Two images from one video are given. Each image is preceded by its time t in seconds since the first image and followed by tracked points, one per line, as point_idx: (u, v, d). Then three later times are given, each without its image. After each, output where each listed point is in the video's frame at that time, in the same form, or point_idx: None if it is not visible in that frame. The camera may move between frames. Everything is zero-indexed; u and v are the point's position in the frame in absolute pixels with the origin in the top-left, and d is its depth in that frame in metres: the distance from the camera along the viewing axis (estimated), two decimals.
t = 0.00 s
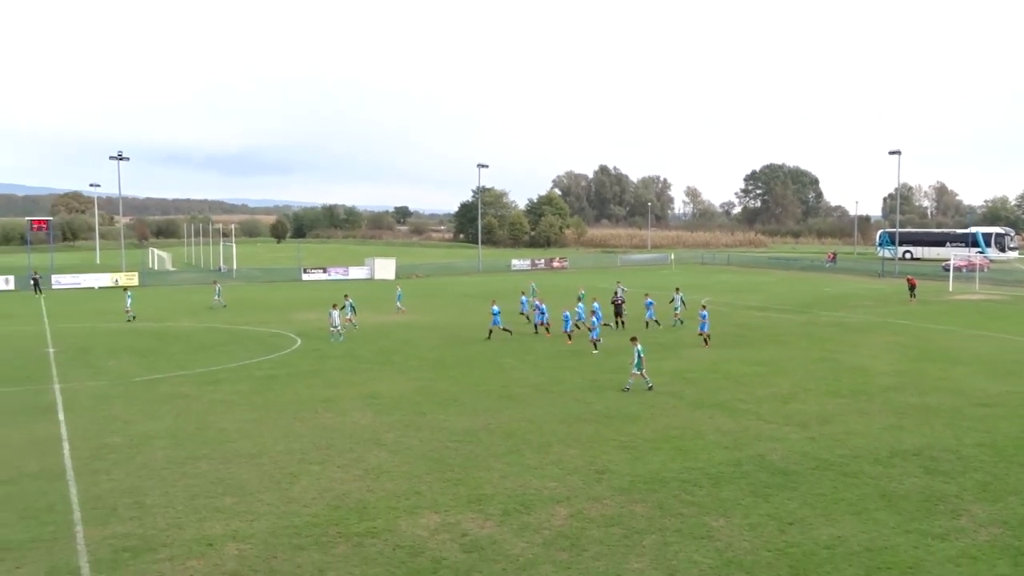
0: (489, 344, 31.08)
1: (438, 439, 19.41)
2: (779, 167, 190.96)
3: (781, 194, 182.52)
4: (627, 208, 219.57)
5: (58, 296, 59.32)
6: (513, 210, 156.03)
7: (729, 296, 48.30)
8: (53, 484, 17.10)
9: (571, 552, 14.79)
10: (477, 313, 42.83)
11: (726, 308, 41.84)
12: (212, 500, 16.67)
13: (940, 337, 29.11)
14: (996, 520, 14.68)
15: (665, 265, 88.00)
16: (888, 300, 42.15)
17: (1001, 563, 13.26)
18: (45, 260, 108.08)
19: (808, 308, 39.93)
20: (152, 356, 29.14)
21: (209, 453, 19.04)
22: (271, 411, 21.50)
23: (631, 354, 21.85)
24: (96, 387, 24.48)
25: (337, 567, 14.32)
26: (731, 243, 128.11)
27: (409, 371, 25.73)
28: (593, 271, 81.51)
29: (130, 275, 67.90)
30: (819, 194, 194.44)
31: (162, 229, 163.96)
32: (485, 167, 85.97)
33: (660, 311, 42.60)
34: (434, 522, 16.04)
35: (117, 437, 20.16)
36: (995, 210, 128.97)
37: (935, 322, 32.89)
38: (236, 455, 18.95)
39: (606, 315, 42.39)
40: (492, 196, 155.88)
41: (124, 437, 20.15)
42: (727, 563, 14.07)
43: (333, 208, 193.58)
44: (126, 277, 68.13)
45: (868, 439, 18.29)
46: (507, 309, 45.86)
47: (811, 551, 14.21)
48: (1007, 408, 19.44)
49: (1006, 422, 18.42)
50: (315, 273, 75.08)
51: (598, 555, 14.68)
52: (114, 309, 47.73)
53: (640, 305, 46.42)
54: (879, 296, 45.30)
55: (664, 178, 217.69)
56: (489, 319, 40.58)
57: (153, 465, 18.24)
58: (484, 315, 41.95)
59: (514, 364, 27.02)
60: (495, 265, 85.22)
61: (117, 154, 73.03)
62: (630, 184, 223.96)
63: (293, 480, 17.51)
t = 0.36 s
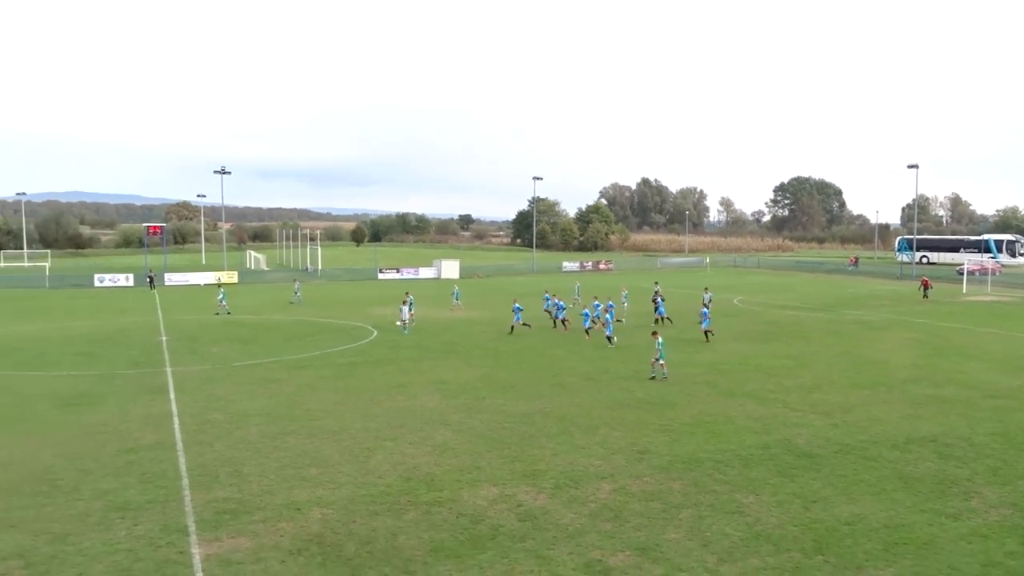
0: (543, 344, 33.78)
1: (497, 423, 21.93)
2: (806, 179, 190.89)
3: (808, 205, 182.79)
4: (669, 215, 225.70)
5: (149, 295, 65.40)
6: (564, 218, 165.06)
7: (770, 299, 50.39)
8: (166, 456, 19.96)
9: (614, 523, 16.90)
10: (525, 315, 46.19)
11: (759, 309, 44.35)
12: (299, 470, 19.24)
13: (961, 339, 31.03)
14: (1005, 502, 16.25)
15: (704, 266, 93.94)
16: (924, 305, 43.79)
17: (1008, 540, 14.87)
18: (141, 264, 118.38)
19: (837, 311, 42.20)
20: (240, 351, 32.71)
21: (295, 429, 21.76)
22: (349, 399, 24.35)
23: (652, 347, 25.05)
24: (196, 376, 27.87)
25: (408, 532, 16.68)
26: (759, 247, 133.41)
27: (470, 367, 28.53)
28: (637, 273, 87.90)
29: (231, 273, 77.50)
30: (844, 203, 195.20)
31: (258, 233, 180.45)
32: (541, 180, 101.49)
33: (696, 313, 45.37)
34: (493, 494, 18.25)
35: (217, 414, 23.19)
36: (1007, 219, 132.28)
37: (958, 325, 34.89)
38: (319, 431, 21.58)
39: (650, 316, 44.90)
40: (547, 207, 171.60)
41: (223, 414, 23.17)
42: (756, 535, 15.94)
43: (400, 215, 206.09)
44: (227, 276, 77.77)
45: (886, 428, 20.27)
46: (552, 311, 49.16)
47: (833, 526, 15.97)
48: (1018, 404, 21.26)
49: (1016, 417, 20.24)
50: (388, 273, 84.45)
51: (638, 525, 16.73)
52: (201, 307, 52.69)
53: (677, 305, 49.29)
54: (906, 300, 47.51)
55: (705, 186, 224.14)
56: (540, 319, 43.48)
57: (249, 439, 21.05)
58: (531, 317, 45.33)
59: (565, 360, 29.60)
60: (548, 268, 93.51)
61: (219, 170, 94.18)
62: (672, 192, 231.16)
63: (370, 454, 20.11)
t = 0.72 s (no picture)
0: (583, 338, 34.20)
1: (539, 417, 22.37)
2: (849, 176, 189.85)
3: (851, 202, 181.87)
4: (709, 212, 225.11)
5: (201, 287, 67.58)
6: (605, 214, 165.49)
7: (812, 296, 50.17)
8: (220, 442, 20.74)
9: (654, 516, 17.14)
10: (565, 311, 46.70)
11: (799, 307, 44.26)
12: (346, 458, 19.82)
13: (1007, 337, 30.66)
14: None
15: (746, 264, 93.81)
16: (971, 303, 43.25)
17: None
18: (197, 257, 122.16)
19: (880, 308, 41.87)
20: (288, 343, 33.78)
21: (343, 418, 22.42)
22: (394, 391, 25.03)
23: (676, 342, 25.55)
24: (247, 366, 28.85)
25: (451, 520, 17.11)
26: (801, 245, 134.17)
27: (512, 361, 29.09)
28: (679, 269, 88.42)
29: (282, 268, 80.35)
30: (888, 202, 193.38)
31: (306, 229, 184.50)
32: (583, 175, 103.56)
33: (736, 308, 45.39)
34: (535, 485, 18.60)
35: (268, 402, 24.01)
36: None
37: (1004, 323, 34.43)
38: (365, 421, 22.20)
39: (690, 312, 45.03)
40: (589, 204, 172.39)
41: (274, 402, 23.99)
42: (797, 531, 16.04)
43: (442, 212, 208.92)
44: (277, 270, 80.39)
45: (928, 426, 20.25)
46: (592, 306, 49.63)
47: (875, 523, 16.01)
48: None
49: None
50: (433, 268, 85.68)
51: (679, 518, 16.95)
52: (250, 300, 54.35)
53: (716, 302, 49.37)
54: (951, 297, 46.92)
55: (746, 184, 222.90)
56: (580, 315, 43.93)
57: (299, 427, 21.78)
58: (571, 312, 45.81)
59: (605, 355, 29.97)
60: (589, 264, 94.17)
61: (273, 168, 98.18)
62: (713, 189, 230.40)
63: (414, 444, 20.66)
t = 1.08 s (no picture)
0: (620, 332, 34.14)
1: (577, 410, 22.39)
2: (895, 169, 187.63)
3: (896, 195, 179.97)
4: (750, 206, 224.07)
5: (243, 280, 68.96)
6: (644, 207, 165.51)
7: (856, 290, 49.47)
8: (262, 432, 21.12)
9: (693, 511, 17.04)
10: (602, 304, 46.72)
11: (840, 301, 43.67)
12: (386, 450, 20.04)
13: None
14: None
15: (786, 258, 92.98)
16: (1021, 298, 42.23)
17: None
18: (242, 250, 124.79)
19: (926, 302, 41.08)
20: (328, 335, 34.30)
21: (382, 410, 22.68)
22: (433, 384, 25.27)
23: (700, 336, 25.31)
24: (288, 358, 29.35)
25: (489, 512, 17.18)
26: (845, 239, 133.95)
27: (550, 354, 29.15)
28: (719, 263, 88.15)
29: (322, 261, 81.33)
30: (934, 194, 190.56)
31: (346, 222, 186.77)
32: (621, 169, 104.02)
33: (776, 301, 44.95)
34: (573, 478, 18.61)
35: (309, 393, 24.39)
36: None
37: None
38: (405, 413, 22.43)
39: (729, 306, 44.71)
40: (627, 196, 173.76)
41: (315, 394, 24.37)
42: (839, 528, 15.82)
43: (481, 205, 210.49)
44: (318, 264, 81.43)
45: (975, 423, 19.86)
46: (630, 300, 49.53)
47: (921, 522, 15.71)
48: None
49: None
50: (471, 261, 86.31)
51: (718, 514, 16.83)
52: (291, 292, 55.20)
53: (756, 296, 49.01)
54: (1000, 292, 45.87)
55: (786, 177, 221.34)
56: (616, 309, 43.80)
57: (340, 418, 22.08)
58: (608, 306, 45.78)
59: (643, 349, 29.89)
60: (627, 257, 94.10)
61: (315, 164, 99.64)
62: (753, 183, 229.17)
63: (453, 436, 20.83)
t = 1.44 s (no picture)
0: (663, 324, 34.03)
1: (620, 401, 22.37)
2: (950, 158, 184.06)
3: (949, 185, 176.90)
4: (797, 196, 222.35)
5: (289, 270, 70.17)
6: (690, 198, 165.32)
7: (906, 282, 48.58)
8: (309, 419, 21.43)
9: (738, 503, 16.88)
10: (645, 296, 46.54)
11: (889, 293, 42.82)
12: (429, 438, 20.20)
13: None
14: None
15: (834, 249, 91.68)
16: None
17: None
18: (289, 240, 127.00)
19: (979, 295, 40.09)
20: (373, 324, 34.73)
21: (426, 399, 22.89)
22: (477, 373, 25.46)
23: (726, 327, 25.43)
24: (334, 346, 29.77)
25: (533, 501, 17.21)
26: (894, 232, 132.73)
27: (593, 345, 29.14)
28: (767, 254, 87.58)
29: (365, 252, 82.31)
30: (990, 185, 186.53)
31: (390, 212, 189.02)
32: (666, 159, 104.03)
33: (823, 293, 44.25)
34: (616, 469, 18.57)
35: (355, 381, 24.72)
36: None
37: None
38: (448, 403, 22.59)
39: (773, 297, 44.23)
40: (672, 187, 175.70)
41: (361, 382, 24.69)
42: (888, 524, 15.54)
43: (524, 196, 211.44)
44: (363, 254, 82.44)
45: None
46: (673, 291, 49.29)
47: (973, 519, 15.38)
48: None
49: None
50: (513, 251, 86.67)
51: (764, 507, 16.65)
52: (335, 282, 56.05)
53: (802, 288, 48.33)
54: None
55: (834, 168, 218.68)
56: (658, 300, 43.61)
57: (385, 406, 22.34)
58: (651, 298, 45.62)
59: (686, 341, 29.78)
60: (672, 248, 93.77)
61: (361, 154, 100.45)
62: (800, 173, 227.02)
63: (496, 425, 20.93)
